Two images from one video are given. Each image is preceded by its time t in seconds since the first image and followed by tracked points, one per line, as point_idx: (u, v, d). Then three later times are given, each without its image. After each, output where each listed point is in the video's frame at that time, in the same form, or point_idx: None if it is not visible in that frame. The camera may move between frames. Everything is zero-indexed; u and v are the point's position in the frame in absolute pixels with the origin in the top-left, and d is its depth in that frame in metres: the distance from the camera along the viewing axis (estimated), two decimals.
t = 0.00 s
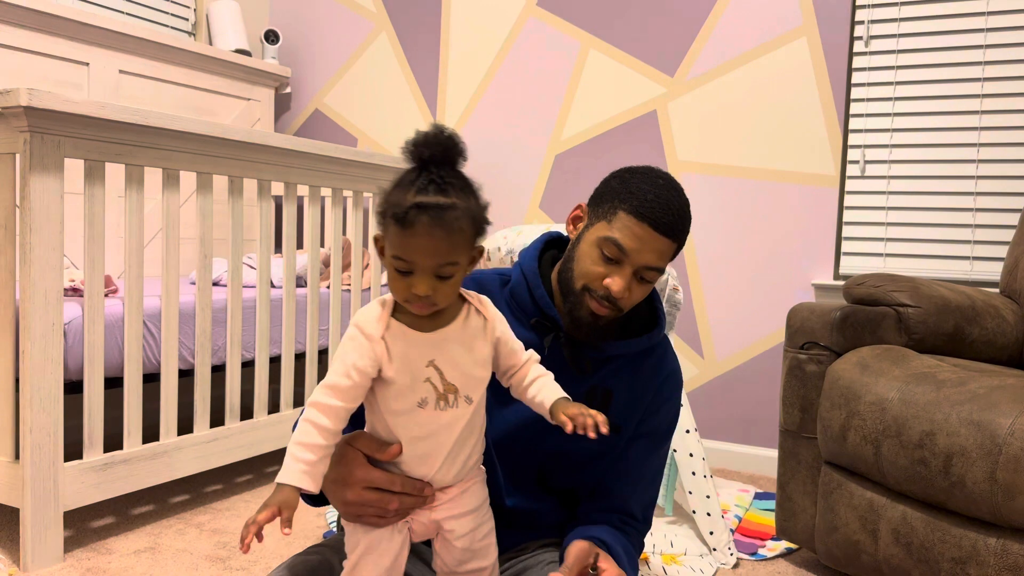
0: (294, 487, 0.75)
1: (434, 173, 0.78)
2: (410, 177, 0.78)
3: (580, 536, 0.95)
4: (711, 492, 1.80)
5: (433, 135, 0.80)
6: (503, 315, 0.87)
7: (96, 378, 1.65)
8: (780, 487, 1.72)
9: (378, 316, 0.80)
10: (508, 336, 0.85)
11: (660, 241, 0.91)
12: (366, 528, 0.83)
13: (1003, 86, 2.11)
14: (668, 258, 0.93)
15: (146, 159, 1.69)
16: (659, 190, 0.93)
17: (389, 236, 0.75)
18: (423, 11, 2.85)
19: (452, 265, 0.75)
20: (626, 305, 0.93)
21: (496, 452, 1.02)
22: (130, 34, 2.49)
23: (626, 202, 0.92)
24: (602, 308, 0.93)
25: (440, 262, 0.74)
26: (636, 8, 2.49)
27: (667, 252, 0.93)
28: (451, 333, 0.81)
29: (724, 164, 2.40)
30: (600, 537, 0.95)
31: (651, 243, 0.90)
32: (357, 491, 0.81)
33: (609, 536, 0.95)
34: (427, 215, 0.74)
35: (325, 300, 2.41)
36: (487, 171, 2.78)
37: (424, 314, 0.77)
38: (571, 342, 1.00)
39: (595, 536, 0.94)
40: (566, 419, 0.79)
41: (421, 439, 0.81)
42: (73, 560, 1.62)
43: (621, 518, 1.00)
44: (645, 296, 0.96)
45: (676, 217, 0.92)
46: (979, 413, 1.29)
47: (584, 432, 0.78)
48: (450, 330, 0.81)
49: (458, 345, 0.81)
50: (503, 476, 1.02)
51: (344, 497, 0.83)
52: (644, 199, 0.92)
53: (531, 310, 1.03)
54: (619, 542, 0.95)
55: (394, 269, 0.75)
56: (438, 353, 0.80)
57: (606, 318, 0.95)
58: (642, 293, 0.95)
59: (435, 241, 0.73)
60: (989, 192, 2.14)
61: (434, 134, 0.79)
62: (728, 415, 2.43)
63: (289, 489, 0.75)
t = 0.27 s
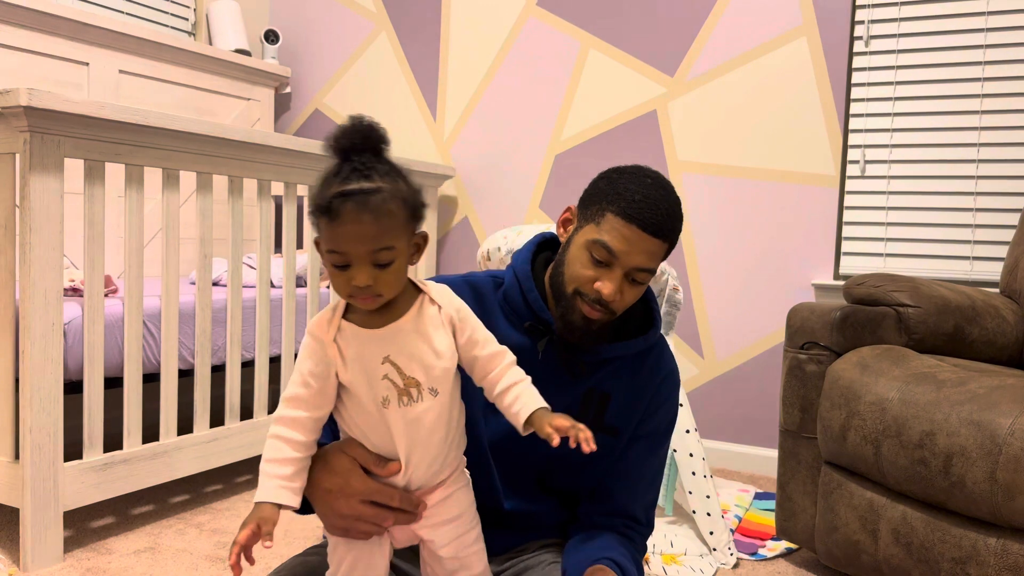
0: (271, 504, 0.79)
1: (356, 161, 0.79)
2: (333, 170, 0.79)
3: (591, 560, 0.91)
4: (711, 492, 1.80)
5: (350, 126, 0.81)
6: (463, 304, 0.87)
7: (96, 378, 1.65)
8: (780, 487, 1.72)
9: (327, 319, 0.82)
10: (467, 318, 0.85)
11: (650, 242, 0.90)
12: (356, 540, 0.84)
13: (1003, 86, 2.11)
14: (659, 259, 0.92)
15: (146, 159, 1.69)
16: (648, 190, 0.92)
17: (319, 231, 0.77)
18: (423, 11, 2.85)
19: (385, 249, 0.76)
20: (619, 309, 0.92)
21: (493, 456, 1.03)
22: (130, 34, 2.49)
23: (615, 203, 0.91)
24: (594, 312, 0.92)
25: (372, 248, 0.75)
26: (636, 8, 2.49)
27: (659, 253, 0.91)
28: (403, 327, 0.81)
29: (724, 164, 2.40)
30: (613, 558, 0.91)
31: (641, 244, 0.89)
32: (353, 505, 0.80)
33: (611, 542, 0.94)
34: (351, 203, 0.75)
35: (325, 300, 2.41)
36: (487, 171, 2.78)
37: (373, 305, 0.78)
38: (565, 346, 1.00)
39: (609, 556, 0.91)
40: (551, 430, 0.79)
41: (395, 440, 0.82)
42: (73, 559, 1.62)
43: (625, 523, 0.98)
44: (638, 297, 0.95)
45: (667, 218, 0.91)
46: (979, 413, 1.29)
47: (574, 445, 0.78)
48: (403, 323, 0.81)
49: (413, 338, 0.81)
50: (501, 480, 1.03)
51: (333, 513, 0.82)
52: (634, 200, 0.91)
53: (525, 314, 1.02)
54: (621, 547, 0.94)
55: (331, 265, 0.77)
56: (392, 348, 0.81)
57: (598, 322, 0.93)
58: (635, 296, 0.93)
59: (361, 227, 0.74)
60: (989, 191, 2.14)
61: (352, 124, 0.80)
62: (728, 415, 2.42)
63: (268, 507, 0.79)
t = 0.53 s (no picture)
0: (302, 511, 0.78)
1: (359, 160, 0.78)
2: (335, 169, 0.78)
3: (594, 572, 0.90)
4: (711, 492, 1.80)
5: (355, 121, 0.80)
6: (479, 309, 0.86)
7: (96, 378, 1.65)
8: (780, 487, 1.72)
9: (337, 316, 0.81)
10: (480, 321, 0.85)
11: (626, 240, 0.88)
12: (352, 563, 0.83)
13: (1003, 86, 2.11)
14: (640, 256, 0.90)
15: (146, 159, 1.69)
16: (623, 187, 0.90)
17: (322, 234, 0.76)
18: (423, 10, 2.85)
19: (386, 253, 0.74)
20: (602, 309, 0.91)
21: (487, 461, 1.02)
22: (130, 34, 2.49)
23: (588, 202, 0.90)
24: (576, 314, 0.91)
25: (371, 252, 0.74)
26: (636, 8, 2.49)
27: (637, 250, 0.90)
28: (414, 330, 0.81)
29: (724, 164, 2.40)
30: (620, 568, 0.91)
31: (617, 242, 0.88)
32: (344, 527, 0.79)
33: (614, 549, 0.95)
34: (349, 206, 0.74)
35: (325, 301, 2.41)
36: (487, 171, 2.78)
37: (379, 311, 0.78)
38: (555, 353, 1.01)
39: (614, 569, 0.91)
40: (556, 452, 0.81)
41: (400, 445, 0.81)
42: (73, 559, 1.62)
43: (629, 524, 0.99)
44: (623, 295, 0.94)
45: (644, 214, 0.89)
46: (979, 413, 1.29)
47: (581, 467, 0.81)
48: (415, 326, 0.81)
49: (424, 342, 0.81)
50: (495, 484, 1.02)
51: (325, 536, 0.80)
52: (608, 198, 0.89)
53: (513, 321, 1.03)
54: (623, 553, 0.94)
55: (334, 269, 0.76)
56: (403, 353, 0.80)
57: (581, 324, 0.93)
58: (618, 295, 0.92)
59: (359, 230, 0.73)
60: (989, 191, 2.14)
61: (355, 120, 0.79)
62: (728, 415, 2.42)
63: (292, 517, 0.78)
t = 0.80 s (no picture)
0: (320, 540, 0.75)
1: (388, 200, 0.72)
2: (362, 206, 0.73)
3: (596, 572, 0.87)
4: (711, 492, 1.80)
5: (396, 152, 0.73)
6: (496, 349, 0.82)
7: (96, 378, 1.65)
8: (780, 487, 1.72)
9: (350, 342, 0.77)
10: (495, 363, 0.81)
11: (608, 234, 0.88)
12: None
13: (1003, 86, 2.11)
14: (622, 250, 0.90)
15: (146, 159, 1.69)
16: (601, 182, 0.90)
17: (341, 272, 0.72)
18: (423, 10, 2.84)
19: (405, 311, 0.71)
20: (588, 305, 0.90)
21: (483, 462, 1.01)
22: (130, 34, 2.49)
23: (567, 198, 0.90)
24: (563, 312, 0.91)
25: (390, 310, 0.70)
26: (636, 8, 2.49)
27: (619, 244, 0.89)
28: (425, 372, 0.77)
29: (724, 164, 2.40)
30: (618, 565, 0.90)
31: (599, 237, 0.87)
32: (352, 548, 0.77)
33: (610, 545, 0.93)
34: (371, 258, 0.69)
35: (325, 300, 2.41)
36: (487, 170, 2.78)
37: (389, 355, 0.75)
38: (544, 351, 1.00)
39: (606, 561, 0.90)
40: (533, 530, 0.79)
41: (400, 479, 0.79)
42: (73, 560, 1.62)
43: (626, 519, 0.98)
44: (609, 290, 0.93)
45: (623, 207, 0.89)
46: (979, 413, 1.29)
47: (559, 552, 0.78)
48: (427, 368, 0.77)
49: (434, 385, 0.78)
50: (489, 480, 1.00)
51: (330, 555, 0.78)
52: (586, 193, 0.89)
53: (501, 322, 1.02)
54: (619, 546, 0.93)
55: (350, 314, 0.72)
56: (411, 393, 0.77)
57: (569, 320, 0.92)
58: (603, 290, 0.91)
59: (379, 287, 0.69)
60: (989, 191, 2.14)
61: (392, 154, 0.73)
62: (728, 415, 2.42)
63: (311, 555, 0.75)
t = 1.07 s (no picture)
0: None
1: (414, 288, 0.70)
2: (386, 292, 0.70)
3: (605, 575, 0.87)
4: (711, 492, 1.80)
5: (419, 233, 0.71)
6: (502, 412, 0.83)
7: (96, 378, 1.65)
8: (780, 487, 1.72)
9: (363, 403, 0.78)
10: (500, 431, 0.82)
11: (586, 233, 0.86)
12: None
13: (1003, 85, 2.11)
14: (603, 248, 0.89)
15: (146, 159, 1.69)
16: (578, 180, 0.88)
17: (368, 360, 0.71)
18: (423, 11, 2.84)
19: (439, 399, 0.72)
20: (569, 306, 0.89)
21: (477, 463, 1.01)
22: (130, 34, 2.49)
23: (544, 198, 0.88)
24: (544, 314, 0.90)
25: (425, 400, 0.71)
26: (636, 8, 2.49)
27: (599, 243, 0.88)
28: (434, 442, 0.78)
29: (723, 164, 2.40)
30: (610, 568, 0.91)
31: (577, 238, 0.86)
32: None
33: (603, 548, 0.94)
34: (406, 356, 0.69)
35: (325, 301, 2.41)
36: (487, 170, 2.78)
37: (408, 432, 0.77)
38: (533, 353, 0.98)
39: (597, 567, 0.91)
40: None
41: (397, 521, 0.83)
42: (73, 560, 1.62)
43: (620, 518, 0.98)
44: (593, 289, 0.92)
45: (601, 206, 0.87)
46: (979, 413, 1.29)
47: None
48: (435, 440, 0.78)
49: (440, 455, 0.79)
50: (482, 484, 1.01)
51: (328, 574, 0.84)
52: (562, 192, 0.87)
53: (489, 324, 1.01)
54: (611, 548, 0.94)
55: (379, 401, 0.72)
56: (417, 462, 0.79)
57: (551, 322, 0.91)
58: (586, 290, 0.90)
59: (416, 383, 0.70)
60: (989, 191, 2.14)
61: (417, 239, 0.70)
62: (728, 415, 2.42)
63: None
